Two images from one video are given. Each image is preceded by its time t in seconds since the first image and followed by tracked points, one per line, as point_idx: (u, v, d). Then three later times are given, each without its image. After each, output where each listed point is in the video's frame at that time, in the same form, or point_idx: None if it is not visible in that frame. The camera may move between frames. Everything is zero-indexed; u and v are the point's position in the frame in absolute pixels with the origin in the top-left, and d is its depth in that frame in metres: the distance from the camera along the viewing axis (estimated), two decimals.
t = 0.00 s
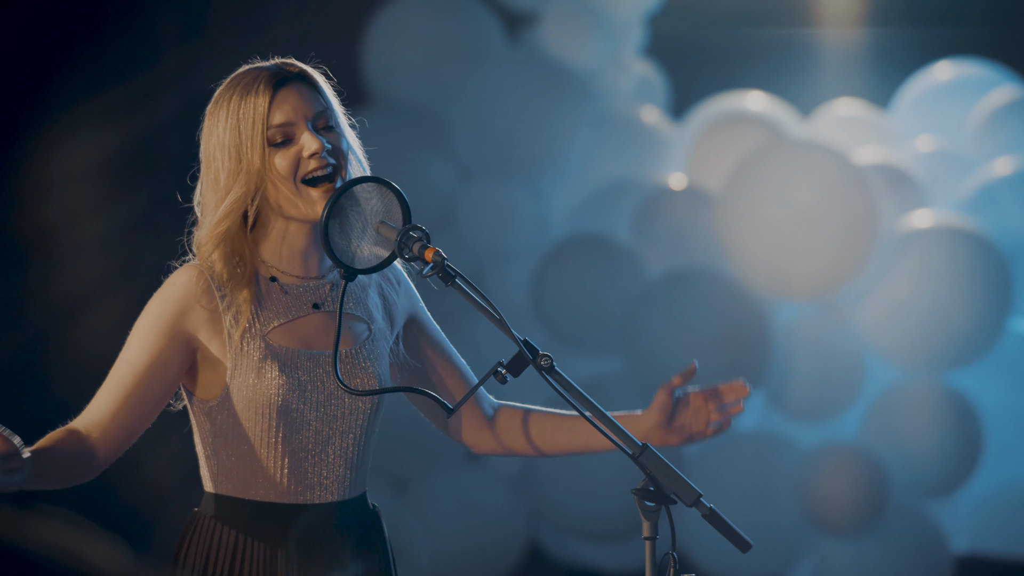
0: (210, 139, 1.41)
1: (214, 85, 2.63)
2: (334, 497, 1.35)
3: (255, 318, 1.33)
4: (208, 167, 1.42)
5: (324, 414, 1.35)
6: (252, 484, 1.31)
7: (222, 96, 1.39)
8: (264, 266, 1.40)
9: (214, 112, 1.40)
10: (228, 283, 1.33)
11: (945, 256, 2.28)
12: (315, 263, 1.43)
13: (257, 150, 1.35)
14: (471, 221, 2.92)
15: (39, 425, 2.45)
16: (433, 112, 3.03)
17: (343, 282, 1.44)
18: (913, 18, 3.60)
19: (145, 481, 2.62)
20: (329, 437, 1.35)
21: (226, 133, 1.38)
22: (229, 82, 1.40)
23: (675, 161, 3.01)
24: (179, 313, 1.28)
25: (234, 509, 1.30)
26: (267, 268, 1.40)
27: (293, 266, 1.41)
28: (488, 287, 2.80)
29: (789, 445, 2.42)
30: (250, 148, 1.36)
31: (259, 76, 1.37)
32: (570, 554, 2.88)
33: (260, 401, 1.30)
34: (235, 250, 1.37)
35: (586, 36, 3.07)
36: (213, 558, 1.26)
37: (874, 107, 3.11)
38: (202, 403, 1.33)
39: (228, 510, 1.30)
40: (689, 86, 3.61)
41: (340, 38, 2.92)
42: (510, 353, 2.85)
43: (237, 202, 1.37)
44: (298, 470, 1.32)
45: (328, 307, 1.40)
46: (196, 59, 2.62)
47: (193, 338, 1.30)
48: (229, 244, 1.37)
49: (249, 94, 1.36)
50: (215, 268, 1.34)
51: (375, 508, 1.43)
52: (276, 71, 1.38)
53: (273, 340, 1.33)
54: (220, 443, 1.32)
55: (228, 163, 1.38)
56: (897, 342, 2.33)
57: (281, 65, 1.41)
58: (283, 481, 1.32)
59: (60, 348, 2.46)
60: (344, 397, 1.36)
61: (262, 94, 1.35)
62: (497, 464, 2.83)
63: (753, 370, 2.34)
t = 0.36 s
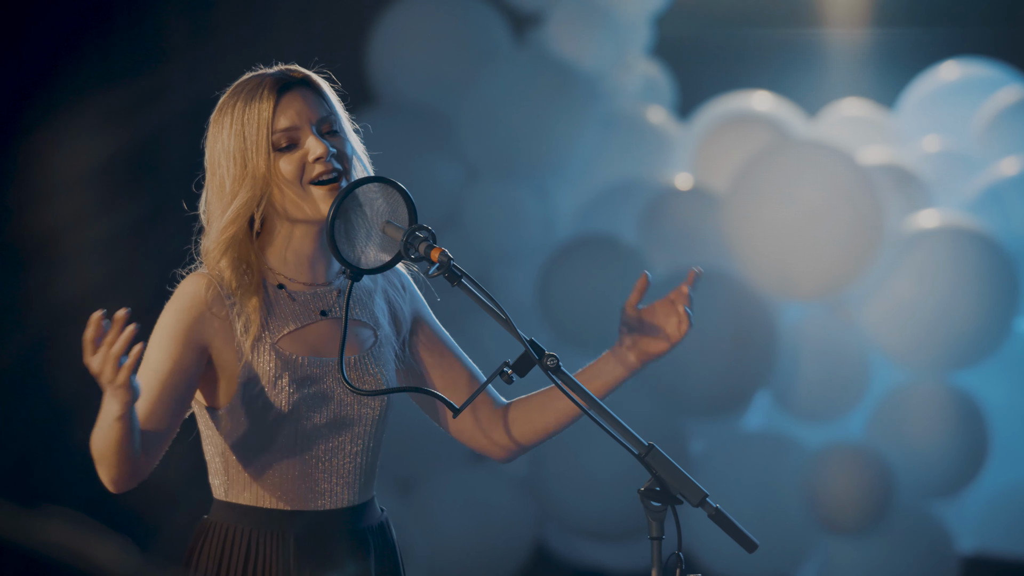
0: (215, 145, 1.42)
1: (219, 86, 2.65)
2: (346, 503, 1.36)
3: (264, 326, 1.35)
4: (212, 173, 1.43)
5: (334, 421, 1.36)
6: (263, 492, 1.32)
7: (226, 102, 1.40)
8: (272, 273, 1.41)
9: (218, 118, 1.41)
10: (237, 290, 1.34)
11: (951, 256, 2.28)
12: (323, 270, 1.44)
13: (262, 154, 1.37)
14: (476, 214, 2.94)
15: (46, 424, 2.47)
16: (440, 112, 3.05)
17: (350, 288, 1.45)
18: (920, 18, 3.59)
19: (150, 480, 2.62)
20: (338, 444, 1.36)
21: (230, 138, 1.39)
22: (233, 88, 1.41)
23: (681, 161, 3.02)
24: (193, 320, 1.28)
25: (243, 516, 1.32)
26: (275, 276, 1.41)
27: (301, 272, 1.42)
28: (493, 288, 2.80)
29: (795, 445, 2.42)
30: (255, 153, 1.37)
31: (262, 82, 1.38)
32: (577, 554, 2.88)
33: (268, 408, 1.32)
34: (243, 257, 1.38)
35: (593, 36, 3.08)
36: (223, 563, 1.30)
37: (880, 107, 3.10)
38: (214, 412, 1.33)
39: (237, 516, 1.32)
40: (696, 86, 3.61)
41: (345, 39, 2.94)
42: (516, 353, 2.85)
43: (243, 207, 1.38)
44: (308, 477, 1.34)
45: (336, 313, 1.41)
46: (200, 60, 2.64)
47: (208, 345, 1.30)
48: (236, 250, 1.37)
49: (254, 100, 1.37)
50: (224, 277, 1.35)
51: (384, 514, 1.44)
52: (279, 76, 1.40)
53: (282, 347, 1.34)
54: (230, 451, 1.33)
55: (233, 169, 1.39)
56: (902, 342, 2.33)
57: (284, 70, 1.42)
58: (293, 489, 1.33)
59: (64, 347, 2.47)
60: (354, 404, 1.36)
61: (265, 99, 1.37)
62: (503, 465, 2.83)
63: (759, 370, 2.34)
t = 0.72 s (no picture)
0: (219, 147, 1.43)
1: (225, 86, 2.67)
2: (357, 502, 1.37)
3: (273, 327, 1.37)
4: (217, 176, 1.45)
5: (344, 419, 1.37)
6: (274, 491, 1.33)
7: (230, 105, 1.42)
8: (279, 274, 1.43)
9: (222, 120, 1.43)
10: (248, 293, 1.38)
11: (957, 257, 2.29)
12: (329, 268, 1.46)
13: (267, 155, 1.38)
14: (483, 216, 2.93)
15: (53, 422, 2.48)
16: (445, 110, 3.04)
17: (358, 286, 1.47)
18: (928, 17, 3.59)
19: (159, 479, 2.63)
20: (349, 440, 1.38)
21: (234, 139, 1.40)
22: (236, 91, 1.42)
23: (688, 161, 3.03)
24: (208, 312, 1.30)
25: (255, 515, 1.33)
26: (282, 276, 1.43)
27: (308, 271, 1.44)
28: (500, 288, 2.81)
29: (801, 444, 2.42)
30: (259, 154, 1.38)
31: (266, 84, 1.40)
32: (584, 554, 2.89)
33: (277, 406, 1.33)
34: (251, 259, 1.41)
35: (600, 35, 3.08)
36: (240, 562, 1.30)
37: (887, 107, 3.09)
38: (227, 413, 1.34)
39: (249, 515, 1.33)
40: (703, 85, 3.61)
41: (351, 39, 2.96)
42: (523, 353, 2.86)
43: (248, 208, 1.38)
44: (320, 474, 1.35)
45: (344, 311, 1.43)
46: (209, 62, 2.66)
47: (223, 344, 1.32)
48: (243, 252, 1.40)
49: (257, 102, 1.39)
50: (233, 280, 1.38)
51: (397, 512, 1.45)
52: (283, 78, 1.41)
53: (291, 346, 1.37)
54: (241, 450, 1.35)
55: (237, 170, 1.40)
56: (909, 343, 2.33)
57: (287, 72, 1.44)
58: (305, 486, 1.34)
59: (70, 346, 2.49)
60: (363, 402, 1.38)
61: (269, 101, 1.38)
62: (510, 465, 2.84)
63: (766, 370, 2.34)
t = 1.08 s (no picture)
0: (231, 137, 1.45)
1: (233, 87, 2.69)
2: (366, 497, 1.38)
3: (275, 320, 1.39)
4: (227, 165, 1.47)
5: (349, 413, 1.39)
6: (281, 485, 1.35)
7: (244, 95, 1.43)
8: (283, 268, 1.45)
9: (235, 110, 1.44)
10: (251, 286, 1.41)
11: (964, 259, 2.30)
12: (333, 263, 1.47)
13: (277, 149, 1.39)
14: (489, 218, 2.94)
15: (62, 422, 2.51)
16: (454, 111, 3.02)
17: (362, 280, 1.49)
18: (936, 17, 3.58)
19: (167, 478, 2.64)
20: (354, 434, 1.39)
21: (246, 130, 1.42)
22: (251, 81, 1.44)
23: (696, 161, 3.05)
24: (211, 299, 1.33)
25: (261, 511, 1.34)
26: (286, 270, 1.45)
27: (312, 266, 1.46)
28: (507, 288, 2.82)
29: (809, 444, 2.42)
30: (269, 147, 1.40)
31: (280, 77, 1.41)
32: (591, 554, 2.90)
33: (282, 398, 1.35)
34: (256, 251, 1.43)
35: (607, 35, 3.08)
36: (246, 558, 1.31)
37: (895, 107, 3.09)
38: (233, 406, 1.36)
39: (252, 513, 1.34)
40: (712, 85, 3.60)
41: (357, 40, 2.96)
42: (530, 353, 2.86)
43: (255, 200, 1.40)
44: (326, 467, 1.36)
45: (347, 306, 1.45)
46: (217, 64, 2.68)
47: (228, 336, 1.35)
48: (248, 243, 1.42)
49: (271, 95, 1.40)
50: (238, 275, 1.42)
51: (407, 507, 1.45)
52: (299, 71, 1.43)
53: (293, 339, 1.39)
54: (247, 443, 1.37)
55: (247, 161, 1.42)
56: (916, 342, 2.34)
57: (304, 67, 1.46)
58: (311, 480, 1.35)
59: (78, 345, 2.53)
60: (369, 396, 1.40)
61: (283, 95, 1.39)
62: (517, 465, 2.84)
63: (773, 369, 2.35)
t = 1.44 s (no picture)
0: (240, 131, 1.47)
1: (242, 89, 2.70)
2: (367, 495, 1.39)
3: (273, 319, 1.39)
4: (235, 159, 1.49)
5: (348, 412, 1.40)
6: (281, 482, 1.36)
7: (256, 91, 1.45)
8: (283, 266, 1.46)
9: (246, 105, 1.46)
10: (250, 284, 1.41)
11: (972, 259, 2.29)
12: (336, 262, 1.49)
13: (285, 145, 1.41)
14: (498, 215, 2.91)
15: (73, 421, 2.52)
16: (461, 113, 3.02)
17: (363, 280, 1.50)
18: (945, 17, 3.57)
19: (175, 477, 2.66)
20: (353, 433, 1.40)
21: (255, 126, 1.43)
22: (264, 76, 1.46)
23: (704, 160, 3.06)
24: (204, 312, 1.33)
25: (263, 508, 1.35)
26: (287, 268, 1.46)
27: (314, 264, 1.48)
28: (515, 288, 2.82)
29: (816, 444, 2.42)
30: (277, 142, 1.41)
31: (293, 74, 1.43)
32: (599, 553, 2.91)
33: (280, 397, 1.36)
34: (259, 247, 1.45)
35: (615, 36, 3.09)
36: (246, 554, 1.32)
37: (904, 107, 3.08)
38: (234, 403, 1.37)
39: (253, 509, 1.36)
40: (720, 85, 3.60)
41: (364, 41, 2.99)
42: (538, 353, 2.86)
43: (260, 196, 1.42)
44: (326, 467, 1.38)
45: (349, 305, 1.46)
46: (226, 66, 2.70)
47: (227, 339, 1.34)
48: (249, 239, 1.44)
49: (283, 92, 1.42)
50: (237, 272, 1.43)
51: (409, 507, 1.46)
52: (312, 70, 1.44)
53: (292, 338, 1.39)
54: (247, 442, 1.37)
55: (255, 157, 1.44)
56: (925, 342, 2.34)
57: (318, 65, 1.47)
58: (312, 479, 1.37)
59: (89, 344, 2.55)
60: (371, 395, 1.42)
61: (295, 93, 1.41)
62: (525, 465, 2.85)
63: (781, 369, 2.34)
